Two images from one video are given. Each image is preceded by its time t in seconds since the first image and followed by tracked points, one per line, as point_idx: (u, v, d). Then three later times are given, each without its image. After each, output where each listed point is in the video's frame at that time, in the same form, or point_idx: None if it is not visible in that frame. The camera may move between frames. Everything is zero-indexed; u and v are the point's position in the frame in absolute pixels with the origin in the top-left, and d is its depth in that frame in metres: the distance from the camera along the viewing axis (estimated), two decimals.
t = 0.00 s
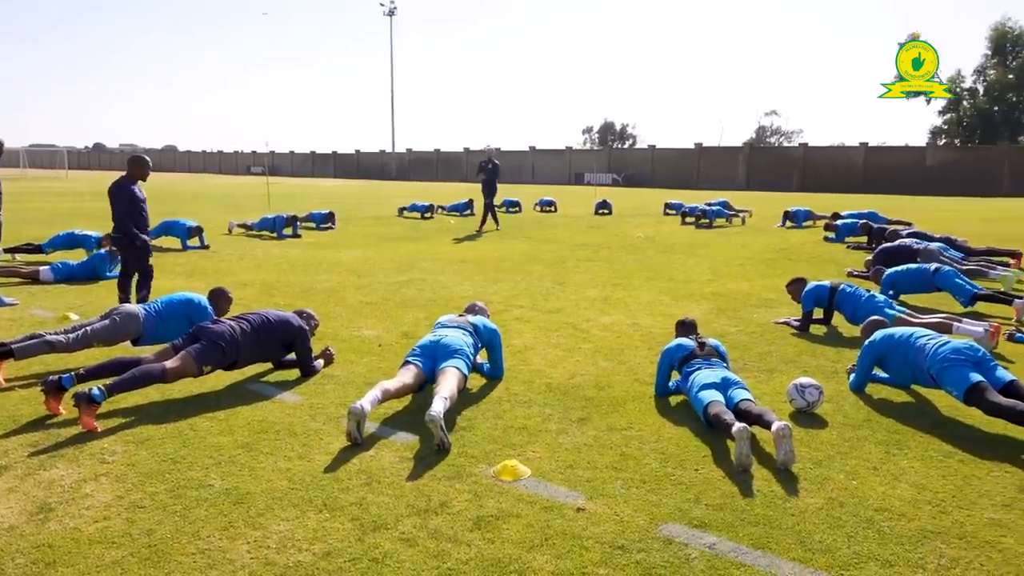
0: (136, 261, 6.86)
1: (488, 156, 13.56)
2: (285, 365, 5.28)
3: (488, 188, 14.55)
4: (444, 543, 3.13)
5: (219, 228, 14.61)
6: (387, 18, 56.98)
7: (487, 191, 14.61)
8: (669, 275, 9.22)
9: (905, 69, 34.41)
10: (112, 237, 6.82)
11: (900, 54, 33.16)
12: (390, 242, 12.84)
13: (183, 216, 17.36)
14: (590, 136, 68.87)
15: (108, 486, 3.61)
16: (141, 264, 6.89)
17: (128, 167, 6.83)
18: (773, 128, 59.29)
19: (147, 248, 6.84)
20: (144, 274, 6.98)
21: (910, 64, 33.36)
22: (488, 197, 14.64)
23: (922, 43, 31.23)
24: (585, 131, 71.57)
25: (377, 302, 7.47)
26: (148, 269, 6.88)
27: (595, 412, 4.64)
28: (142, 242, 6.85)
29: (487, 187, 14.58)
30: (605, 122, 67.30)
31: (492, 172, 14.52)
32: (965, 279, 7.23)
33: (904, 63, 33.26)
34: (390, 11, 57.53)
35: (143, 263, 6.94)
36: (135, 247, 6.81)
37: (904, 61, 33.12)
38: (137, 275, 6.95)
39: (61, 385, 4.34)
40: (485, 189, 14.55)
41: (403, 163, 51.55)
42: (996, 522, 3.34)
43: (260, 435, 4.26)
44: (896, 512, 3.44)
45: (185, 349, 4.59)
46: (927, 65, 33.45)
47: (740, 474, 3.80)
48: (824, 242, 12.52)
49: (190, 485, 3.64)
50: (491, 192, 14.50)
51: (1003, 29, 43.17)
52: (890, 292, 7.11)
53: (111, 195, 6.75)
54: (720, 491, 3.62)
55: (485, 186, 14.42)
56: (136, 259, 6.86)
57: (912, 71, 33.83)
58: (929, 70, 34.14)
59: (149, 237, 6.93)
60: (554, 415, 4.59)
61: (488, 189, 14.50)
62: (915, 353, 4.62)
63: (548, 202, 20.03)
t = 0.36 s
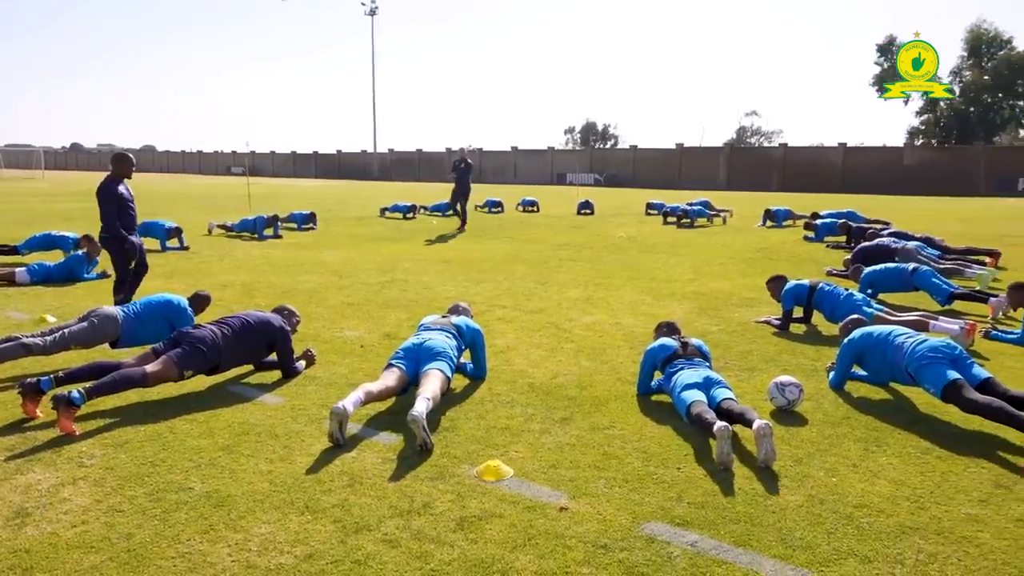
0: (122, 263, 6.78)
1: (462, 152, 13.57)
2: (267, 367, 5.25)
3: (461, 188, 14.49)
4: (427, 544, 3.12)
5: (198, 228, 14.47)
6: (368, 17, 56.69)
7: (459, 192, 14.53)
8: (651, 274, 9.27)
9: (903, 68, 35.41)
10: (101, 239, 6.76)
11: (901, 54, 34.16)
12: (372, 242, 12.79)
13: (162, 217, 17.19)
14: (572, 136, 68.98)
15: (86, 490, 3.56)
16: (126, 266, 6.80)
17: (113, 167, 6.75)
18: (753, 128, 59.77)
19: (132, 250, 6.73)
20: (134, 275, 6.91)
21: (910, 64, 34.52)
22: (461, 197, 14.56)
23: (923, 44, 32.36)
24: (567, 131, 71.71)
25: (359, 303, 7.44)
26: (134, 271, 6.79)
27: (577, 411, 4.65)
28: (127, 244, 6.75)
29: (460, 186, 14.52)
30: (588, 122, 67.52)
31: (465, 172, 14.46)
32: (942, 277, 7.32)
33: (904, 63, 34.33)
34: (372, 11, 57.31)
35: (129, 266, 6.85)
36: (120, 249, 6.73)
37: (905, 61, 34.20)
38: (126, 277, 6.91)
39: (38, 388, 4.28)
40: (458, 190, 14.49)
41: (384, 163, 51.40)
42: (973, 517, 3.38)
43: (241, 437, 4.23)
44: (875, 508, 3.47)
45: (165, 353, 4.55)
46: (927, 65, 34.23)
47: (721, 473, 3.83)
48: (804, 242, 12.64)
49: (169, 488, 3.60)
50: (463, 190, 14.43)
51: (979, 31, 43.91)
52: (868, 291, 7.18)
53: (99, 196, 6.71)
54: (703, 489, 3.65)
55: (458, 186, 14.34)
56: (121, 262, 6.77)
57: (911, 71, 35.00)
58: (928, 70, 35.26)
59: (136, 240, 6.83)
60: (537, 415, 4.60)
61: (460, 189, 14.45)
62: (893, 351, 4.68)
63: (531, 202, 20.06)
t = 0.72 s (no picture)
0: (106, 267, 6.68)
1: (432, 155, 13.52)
2: (248, 369, 5.21)
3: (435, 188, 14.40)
4: (410, 545, 3.11)
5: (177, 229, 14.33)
6: (349, 17, 56.37)
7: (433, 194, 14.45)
8: (633, 274, 9.31)
9: (901, 69, 36.13)
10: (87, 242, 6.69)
11: (900, 54, 34.87)
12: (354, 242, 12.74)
13: (139, 217, 16.99)
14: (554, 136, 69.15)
15: (64, 495, 3.52)
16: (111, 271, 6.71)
17: (104, 168, 6.71)
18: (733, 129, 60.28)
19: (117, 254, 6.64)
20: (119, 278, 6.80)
21: (910, 64, 35.38)
22: (435, 198, 14.46)
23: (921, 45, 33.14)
24: (550, 131, 71.92)
25: (341, 303, 7.40)
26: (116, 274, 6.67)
27: (560, 411, 4.66)
28: (111, 246, 6.64)
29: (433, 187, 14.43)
30: (569, 122, 67.72)
31: (438, 172, 14.36)
32: (919, 275, 7.41)
33: (902, 63, 35.05)
34: (353, 10, 57.00)
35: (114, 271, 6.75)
36: (103, 251, 6.64)
37: (903, 61, 34.97)
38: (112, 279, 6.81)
39: (13, 392, 4.21)
40: (432, 191, 14.38)
41: (366, 163, 51.23)
42: (950, 513, 3.43)
43: (221, 439, 4.20)
44: (854, 505, 3.51)
45: (144, 357, 4.50)
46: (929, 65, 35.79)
47: (702, 471, 3.85)
48: (783, 241, 12.76)
49: (148, 492, 3.57)
50: (435, 192, 14.36)
51: (954, 33, 44.60)
52: (846, 290, 7.26)
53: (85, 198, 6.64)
54: (684, 488, 3.67)
55: (432, 188, 14.22)
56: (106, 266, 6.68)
57: (910, 71, 35.87)
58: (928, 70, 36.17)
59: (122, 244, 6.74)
60: (519, 414, 4.60)
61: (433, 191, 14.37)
62: (870, 349, 4.74)
63: (513, 202, 20.08)
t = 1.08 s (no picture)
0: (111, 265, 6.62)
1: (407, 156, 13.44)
2: (230, 371, 5.17)
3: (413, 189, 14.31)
4: (395, 547, 3.11)
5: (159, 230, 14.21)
6: (332, 17, 56.09)
7: (411, 195, 14.35)
8: (617, 274, 9.33)
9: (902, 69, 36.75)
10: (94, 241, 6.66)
11: (900, 54, 35.30)
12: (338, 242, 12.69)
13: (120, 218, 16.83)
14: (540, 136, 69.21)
15: (44, 499, 3.48)
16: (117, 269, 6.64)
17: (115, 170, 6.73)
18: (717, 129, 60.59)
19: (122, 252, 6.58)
20: (123, 279, 6.72)
21: (910, 64, 35.92)
22: (413, 199, 14.37)
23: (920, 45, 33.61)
24: (535, 131, 71.99)
25: (325, 304, 7.37)
26: (120, 273, 6.59)
27: (545, 411, 4.67)
28: (115, 244, 6.59)
29: (410, 188, 14.33)
30: (554, 122, 67.85)
31: (415, 171, 14.23)
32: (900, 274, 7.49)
33: (902, 63, 35.55)
34: (336, 9, 56.78)
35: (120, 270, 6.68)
36: (107, 249, 6.59)
37: (903, 61, 35.48)
38: (117, 280, 6.74)
39: None
40: (409, 192, 14.28)
41: (350, 163, 51.05)
42: (931, 509, 3.47)
43: (204, 441, 4.17)
44: (837, 502, 3.54)
45: (125, 358, 4.45)
46: (926, 64, 36.94)
47: (686, 470, 3.87)
48: (766, 241, 12.85)
49: (130, 495, 3.53)
50: (411, 194, 14.27)
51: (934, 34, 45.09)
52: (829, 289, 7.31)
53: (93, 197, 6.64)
54: (669, 486, 3.68)
55: (409, 188, 14.09)
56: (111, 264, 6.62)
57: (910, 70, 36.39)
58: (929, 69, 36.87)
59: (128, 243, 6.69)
60: (504, 415, 4.60)
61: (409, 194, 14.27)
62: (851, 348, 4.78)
63: (498, 203, 20.08)
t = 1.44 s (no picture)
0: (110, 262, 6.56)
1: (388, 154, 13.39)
2: (213, 372, 5.13)
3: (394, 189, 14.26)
4: (380, 548, 3.10)
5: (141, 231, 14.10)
6: (315, 17, 55.82)
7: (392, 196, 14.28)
8: (602, 273, 9.37)
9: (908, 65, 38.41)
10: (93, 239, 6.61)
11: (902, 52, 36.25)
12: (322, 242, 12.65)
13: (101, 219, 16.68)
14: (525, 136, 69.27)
15: (23, 503, 3.44)
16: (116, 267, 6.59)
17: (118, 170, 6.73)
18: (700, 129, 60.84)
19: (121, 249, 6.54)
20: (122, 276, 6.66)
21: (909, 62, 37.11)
22: (395, 200, 14.31)
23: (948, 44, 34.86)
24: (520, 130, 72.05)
25: (309, 305, 7.33)
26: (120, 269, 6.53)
27: (530, 411, 4.67)
28: (114, 241, 6.54)
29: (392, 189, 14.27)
30: (538, 123, 67.93)
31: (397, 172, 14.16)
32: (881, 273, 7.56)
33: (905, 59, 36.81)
34: (319, 8, 56.52)
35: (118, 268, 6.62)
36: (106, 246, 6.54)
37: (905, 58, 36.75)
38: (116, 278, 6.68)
39: None
40: (392, 192, 14.21)
41: (334, 163, 50.91)
42: (912, 506, 3.50)
43: (187, 444, 4.14)
44: (819, 499, 3.57)
45: (105, 360, 4.41)
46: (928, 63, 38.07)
47: (670, 468, 3.89)
48: (750, 241, 12.93)
49: (112, 498, 3.50)
50: (393, 195, 14.21)
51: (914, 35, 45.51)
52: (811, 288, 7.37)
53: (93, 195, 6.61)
54: (653, 485, 3.70)
55: (391, 189, 13.99)
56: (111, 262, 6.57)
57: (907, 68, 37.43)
58: (928, 69, 39.17)
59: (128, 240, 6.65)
60: (489, 415, 4.60)
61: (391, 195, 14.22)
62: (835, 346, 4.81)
63: (483, 203, 20.08)
